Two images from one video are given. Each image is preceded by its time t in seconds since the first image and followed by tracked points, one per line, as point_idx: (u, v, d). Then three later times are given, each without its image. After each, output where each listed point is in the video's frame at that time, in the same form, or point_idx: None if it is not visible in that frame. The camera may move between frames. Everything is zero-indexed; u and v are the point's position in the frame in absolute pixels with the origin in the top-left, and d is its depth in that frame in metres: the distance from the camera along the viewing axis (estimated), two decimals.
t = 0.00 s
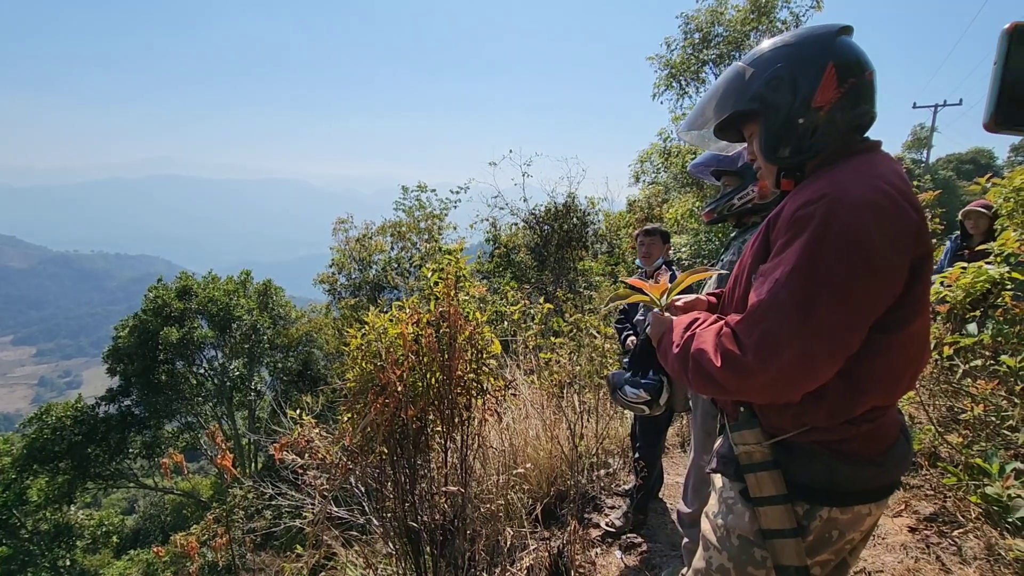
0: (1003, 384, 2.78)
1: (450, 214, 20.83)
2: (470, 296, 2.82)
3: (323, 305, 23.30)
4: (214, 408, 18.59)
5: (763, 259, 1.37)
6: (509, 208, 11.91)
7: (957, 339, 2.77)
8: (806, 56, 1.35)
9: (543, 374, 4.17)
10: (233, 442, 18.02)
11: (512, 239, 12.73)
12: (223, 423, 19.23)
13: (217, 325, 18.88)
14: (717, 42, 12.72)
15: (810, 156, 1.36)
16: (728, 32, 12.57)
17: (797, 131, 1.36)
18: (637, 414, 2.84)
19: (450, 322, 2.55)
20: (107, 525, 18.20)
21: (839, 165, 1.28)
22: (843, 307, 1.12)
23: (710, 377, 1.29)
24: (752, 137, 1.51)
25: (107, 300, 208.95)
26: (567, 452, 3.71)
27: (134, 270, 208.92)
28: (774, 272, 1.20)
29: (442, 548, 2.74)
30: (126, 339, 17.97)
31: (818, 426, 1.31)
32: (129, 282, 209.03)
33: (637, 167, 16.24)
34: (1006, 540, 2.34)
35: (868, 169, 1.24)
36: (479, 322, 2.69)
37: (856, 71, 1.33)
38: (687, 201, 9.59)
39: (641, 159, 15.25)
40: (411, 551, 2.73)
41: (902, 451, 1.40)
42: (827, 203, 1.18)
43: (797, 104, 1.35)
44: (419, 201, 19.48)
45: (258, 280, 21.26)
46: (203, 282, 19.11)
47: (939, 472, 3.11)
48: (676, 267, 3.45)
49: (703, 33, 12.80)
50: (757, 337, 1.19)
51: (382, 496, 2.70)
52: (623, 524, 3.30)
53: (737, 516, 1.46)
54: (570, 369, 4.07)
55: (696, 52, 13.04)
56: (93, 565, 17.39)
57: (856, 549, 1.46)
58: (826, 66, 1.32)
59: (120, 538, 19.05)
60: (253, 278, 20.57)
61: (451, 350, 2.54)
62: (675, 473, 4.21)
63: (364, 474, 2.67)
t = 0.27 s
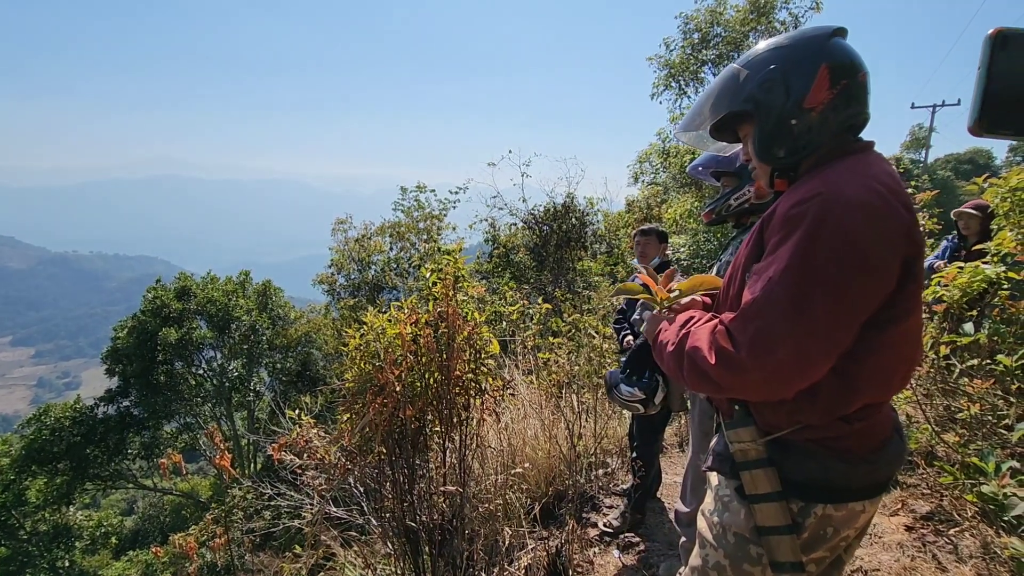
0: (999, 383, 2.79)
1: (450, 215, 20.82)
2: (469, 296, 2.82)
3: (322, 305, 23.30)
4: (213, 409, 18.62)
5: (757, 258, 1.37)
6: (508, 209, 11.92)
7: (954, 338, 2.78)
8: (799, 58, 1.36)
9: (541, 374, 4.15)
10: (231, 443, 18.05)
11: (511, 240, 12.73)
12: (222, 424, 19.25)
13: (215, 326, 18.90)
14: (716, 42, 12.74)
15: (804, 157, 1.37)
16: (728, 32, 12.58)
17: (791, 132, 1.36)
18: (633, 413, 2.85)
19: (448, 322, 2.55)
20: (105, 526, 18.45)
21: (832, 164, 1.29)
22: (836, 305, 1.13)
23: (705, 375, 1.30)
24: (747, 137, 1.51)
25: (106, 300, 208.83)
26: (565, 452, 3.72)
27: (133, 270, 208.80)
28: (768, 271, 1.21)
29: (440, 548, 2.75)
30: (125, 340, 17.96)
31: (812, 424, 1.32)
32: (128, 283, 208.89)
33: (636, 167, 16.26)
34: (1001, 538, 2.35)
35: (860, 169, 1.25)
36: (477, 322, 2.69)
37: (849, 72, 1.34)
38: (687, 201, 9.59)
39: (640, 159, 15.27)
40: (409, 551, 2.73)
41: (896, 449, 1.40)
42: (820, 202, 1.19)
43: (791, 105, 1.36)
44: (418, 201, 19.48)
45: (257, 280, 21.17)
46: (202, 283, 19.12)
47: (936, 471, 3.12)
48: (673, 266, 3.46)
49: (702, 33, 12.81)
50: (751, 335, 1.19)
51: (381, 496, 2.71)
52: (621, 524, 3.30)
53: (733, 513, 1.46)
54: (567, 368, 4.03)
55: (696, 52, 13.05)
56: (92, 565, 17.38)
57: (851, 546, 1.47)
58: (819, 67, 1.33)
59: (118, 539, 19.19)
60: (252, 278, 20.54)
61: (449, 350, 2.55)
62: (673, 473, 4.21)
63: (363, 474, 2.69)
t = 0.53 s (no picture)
0: (996, 383, 2.80)
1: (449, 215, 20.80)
2: (468, 296, 2.82)
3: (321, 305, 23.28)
4: (212, 409, 18.60)
5: (752, 258, 1.38)
6: (507, 209, 11.90)
7: (951, 338, 2.79)
8: (793, 58, 1.36)
9: (540, 374, 4.17)
10: (230, 444, 18.03)
11: (510, 240, 12.73)
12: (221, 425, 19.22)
13: (214, 326, 18.88)
14: (715, 41, 12.75)
15: (799, 157, 1.38)
16: (726, 32, 12.59)
17: (785, 132, 1.37)
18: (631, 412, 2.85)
19: (446, 322, 2.54)
20: (104, 527, 18.44)
21: (827, 164, 1.30)
22: (830, 304, 1.14)
23: (700, 374, 1.30)
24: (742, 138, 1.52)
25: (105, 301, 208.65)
26: (563, 452, 3.72)
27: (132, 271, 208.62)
28: (763, 270, 1.21)
29: (439, 548, 2.74)
30: (123, 341, 17.93)
31: (807, 422, 1.32)
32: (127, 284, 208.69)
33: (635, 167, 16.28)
34: (998, 536, 2.36)
35: (854, 168, 1.25)
36: (476, 322, 2.68)
37: (843, 72, 1.34)
38: (686, 201, 9.60)
39: (639, 159, 15.29)
40: (408, 551, 2.74)
41: (891, 447, 1.41)
42: (814, 201, 1.19)
43: (785, 105, 1.36)
44: (417, 201, 19.48)
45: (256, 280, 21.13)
46: (201, 283, 19.10)
47: (933, 470, 3.13)
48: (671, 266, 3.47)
49: (701, 33, 12.81)
50: (746, 334, 1.20)
51: (380, 496, 2.72)
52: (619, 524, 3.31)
53: (729, 512, 1.47)
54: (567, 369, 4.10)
55: (694, 52, 13.06)
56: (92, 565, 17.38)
57: (846, 544, 1.47)
58: (812, 68, 1.33)
59: (116, 539, 19.19)
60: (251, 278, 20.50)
61: (447, 350, 2.54)
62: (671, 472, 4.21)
63: (362, 474, 2.70)
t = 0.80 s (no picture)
0: (995, 381, 2.80)
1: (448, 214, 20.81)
2: (466, 296, 2.82)
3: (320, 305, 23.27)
4: (211, 409, 18.60)
5: (750, 257, 1.38)
6: (506, 208, 11.92)
7: (950, 337, 2.79)
8: (791, 56, 1.37)
9: (539, 373, 4.18)
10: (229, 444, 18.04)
11: (509, 239, 12.73)
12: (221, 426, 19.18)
13: (213, 326, 18.88)
14: (714, 41, 12.76)
15: (797, 155, 1.37)
16: (725, 31, 12.61)
17: (784, 130, 1.36)
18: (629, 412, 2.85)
19: (444, 322, 2.53)
20: (103, 528, 18.64)
21: (825, 162, 1.30)
22: (830, 302, 1.13)
23: (700, 374, 1.30)
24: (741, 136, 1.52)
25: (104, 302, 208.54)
26: (562, 451, 3.72)
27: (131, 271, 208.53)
28: (761, 269, 1.21)
29: (438, 548, 2.74)
30: (122, 341, 17.94)
31: (806, 421, 1.32)
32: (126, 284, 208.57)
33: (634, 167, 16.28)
34: (996, 535, 2.37)
35: (852, 166, 1.25)
36: (474, 322, 2.68)
37: (842, 71, 1.34)
38: (685, 200, 9.61)
39: (638, 158, 15.31)
40: (408, 551, 2.74)
41: (889, 446, 1.41)
42: (813, 200, 1.19)
43: (784, 104, 1.36)
44: (416, 201, 19.50)
45: (255, 281, 21.16)
46: (200, 283, 19.09)
47: (932, 469, 3.13)
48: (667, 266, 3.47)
49: (700, 32, 12.82)
50: (745, 334, 1.19)
51: (379, 495, 2.72)
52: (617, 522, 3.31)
53: (727, 511, 1.47)
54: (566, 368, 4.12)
55: (693, 51, 13.08)
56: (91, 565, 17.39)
57: (844, 543, 1.47)
58: (811, 67, 1.33)
59: (116, 540, 19.18)
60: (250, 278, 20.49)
61: (446, 350, 2.53)
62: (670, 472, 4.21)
63: (360, 474, 2.71)
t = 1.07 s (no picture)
0: (994, 381, 2.80)
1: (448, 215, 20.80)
2: (466, 296, 2.82)
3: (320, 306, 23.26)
4: (211, 410, 18.57)
5: (752, 258, 1.38)
6: (506, 209, 11.89)
7: (950, 337, 2.79)
8: (793, 55, 1.37)
9: (539, 373, 4.18)
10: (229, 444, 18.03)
11: (509, 240, 12.72)
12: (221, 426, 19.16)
13: (213, 327, 18.87)
14: (713, 41, 12.77)
15: (799, 155, 1.38)
16: (724, 32, 12.62)
17: (786, 130, 1.36)
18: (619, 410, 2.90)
19: (444, 322, 2.53)
20: (103, 528, 18.34)
21: (827, 162, 1.30)
22: (833, 304, 1.13)
23: (701, 374, 1.30)
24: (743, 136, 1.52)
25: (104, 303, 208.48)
26: (562, 452, 3.72)
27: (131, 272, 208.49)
28: (764, 270, 1.21)
29: (438, 548, 2.74)
30: (122, 342, 17.92)
31: (807, 422, 1.32)
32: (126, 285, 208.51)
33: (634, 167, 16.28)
34: (997, 535, 2.36)
35: (854, 166, 1.25)
36: (474, 322, 2.67)
37: (843, 70, 1.34)
38: (684, 200, 9.62)
39: (638, 158, 15.32)
40: (408, 551, 2.74)
41: (890, 446, 1.41)
42: (815, 201, 1.19)
43: (786, 103, 1.36)
44: (415, 201, 19.50)
45: (255, 281, 21.17)
46: (200, 284, 19.06)
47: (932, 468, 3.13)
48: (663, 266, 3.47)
49: (699, 32, 12.83)
50: (748, 334, 1.20)
51: (379, 496, 2.72)
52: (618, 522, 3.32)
53: (728, 512, 1.47)
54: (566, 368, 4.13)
55: (693, 51, 13.09)
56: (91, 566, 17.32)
57: (846, 544, 1.47)
58: (813, 66, 1.33)
59: (116, 541, 19.10)
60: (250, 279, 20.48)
61: (445, 350, 2.53)
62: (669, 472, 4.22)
63: (361, 475, 2.71)
